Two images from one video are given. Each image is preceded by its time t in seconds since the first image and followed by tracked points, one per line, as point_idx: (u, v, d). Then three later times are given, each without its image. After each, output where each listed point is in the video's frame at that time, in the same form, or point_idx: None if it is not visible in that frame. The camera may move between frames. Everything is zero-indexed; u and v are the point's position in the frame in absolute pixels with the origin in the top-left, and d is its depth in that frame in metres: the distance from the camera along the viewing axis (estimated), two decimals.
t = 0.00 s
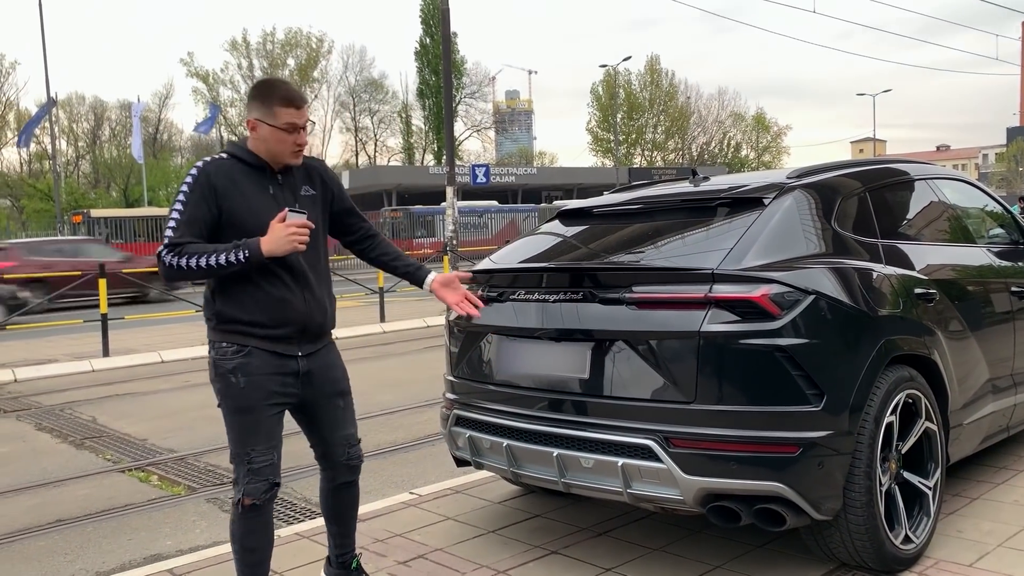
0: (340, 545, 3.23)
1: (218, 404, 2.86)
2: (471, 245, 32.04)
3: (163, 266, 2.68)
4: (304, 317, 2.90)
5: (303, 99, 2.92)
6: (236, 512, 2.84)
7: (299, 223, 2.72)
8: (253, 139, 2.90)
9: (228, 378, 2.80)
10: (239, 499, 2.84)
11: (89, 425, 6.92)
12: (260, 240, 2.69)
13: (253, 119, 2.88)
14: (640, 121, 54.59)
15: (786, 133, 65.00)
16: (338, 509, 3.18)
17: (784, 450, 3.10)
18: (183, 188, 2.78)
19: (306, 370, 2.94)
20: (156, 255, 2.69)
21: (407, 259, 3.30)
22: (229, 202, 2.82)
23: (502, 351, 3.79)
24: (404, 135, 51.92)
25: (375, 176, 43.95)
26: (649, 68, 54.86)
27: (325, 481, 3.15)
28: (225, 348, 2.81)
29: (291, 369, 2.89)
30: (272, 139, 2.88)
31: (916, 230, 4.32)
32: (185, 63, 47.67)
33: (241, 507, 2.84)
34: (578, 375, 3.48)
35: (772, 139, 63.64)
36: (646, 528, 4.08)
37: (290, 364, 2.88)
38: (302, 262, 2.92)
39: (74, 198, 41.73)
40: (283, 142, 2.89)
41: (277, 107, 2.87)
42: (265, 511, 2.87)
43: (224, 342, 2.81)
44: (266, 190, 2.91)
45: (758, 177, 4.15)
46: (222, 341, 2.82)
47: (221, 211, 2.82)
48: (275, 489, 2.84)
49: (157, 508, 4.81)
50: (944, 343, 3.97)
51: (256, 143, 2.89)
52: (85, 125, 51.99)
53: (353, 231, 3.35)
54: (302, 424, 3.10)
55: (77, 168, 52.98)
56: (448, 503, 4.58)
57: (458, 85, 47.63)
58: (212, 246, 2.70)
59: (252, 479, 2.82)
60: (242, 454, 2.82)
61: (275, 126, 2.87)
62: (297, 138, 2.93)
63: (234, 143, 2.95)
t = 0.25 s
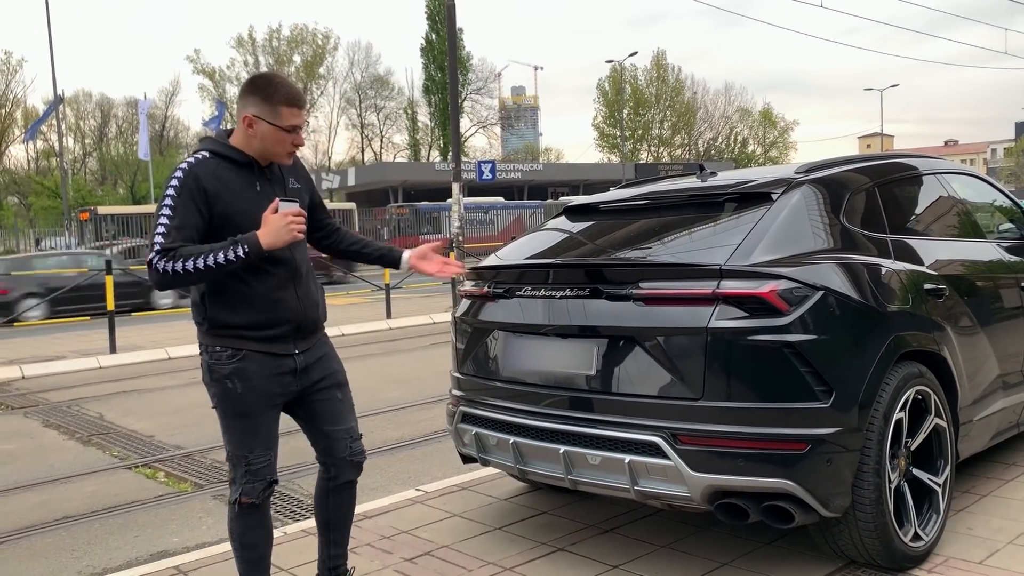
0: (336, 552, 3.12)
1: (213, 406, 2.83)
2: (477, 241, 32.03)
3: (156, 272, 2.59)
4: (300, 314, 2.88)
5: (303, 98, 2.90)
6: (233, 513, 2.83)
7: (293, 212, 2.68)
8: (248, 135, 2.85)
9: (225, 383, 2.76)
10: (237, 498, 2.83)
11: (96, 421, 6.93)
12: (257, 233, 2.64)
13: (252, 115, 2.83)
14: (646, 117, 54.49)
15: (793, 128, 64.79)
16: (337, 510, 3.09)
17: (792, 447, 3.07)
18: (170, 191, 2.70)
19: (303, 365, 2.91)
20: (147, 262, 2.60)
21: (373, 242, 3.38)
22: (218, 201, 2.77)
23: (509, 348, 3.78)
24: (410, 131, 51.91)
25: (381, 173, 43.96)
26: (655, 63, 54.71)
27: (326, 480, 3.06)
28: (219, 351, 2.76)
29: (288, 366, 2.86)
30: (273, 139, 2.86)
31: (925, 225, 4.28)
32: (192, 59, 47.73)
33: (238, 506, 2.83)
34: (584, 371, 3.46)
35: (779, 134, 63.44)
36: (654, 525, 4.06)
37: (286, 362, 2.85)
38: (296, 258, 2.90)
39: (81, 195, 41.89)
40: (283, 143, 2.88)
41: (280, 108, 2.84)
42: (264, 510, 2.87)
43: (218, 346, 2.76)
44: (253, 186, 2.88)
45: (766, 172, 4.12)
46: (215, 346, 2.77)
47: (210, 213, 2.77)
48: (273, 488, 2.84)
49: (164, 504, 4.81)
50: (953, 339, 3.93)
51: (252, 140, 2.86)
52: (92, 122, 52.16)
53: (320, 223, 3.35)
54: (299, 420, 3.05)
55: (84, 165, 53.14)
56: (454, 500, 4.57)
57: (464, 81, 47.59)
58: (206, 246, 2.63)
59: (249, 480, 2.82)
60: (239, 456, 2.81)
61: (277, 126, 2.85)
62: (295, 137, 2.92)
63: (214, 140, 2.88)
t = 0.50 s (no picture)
0: (327, 560, 3.05)
1: (212, 408, 2.80)
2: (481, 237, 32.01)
3: (162, 281, 2.58)
4: (300, 313, 2.87)
5: (300, 90, 2.87)
6: (233, 514, 2.82)
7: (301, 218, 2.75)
8: (245, 129, 2.81)
9: (227, 385, 2.74)
10: (238, 499, 2.82)
11: (100, 418, 6.93)
12: (265, 239, 2.68)
13: (250, 108, 2.79)
14: (650, 113, 54.38)
15: (798, 125, 64.59)
16: (327, 516, 3.03)
17: (798, 445, 3.05)
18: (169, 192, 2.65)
19: (303, 365, 2.90)
20: (152, 271, 2.58)
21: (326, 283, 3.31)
22: (220, 201, 2.73)
23: (512, 345, 3.76)
24: (414, 127, 51.87)
25: (385, 169, 43.95)
26: (659, 59, 54.57)
27: (315, 485, 3.02)
28: (220, 353, 2.73)
29: (290, 367, 2.84)
30: (271, 132, 2.82)
31: (931, 221, 4.25)
32: (196, 56, 47.76)
33: (240, 507, 2.81)
34: (588, 369, 3.44)
35: (784, 130, 63.26)
36: (658, 523, 4.04)
37: (288, 362, 2.84)
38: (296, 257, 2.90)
39: (86, 192, 41.99)
40: (282, 135, 2.84)
41: (278, 99, 2.80)
42: (265, 510, 2.85)
43: (219, 348, 2.73)
44: (252, 184, 2.84)
45: (771, 168, 4.09)
46: (217, 349, 2.74)
47: (210, 214, 2.73)
48: (274, 488, 2.83)
49: (167, 501, 4.81)
50: (960, 336, 3.90)
51: (249, 134, 2.81)
52: (97, 119, 52.31)
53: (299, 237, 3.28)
54: (290, 422, 3.02)
55: (89, 162, 53.22)
56: (458, 497, 4.56)
57: (468, 77, 47.53)
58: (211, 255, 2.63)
59: (251, 480, 2.81)
60: (241, 457, 2.79)
61: (275, 118, 2.81)
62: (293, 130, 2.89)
63: (209, 135, 2.82)
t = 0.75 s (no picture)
0: (329, 561, 3.03)
1: (210, 412, 2.77)
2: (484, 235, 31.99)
3: (156, 267, 2.54)
4: (296, 310, 2.83)
5: (288, 79, 2.84)
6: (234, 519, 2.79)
7: (295, 206, 2.74)
8: (234, 117, 2.79)
9: (225, 387, 2.70)
10: (238, 503, 2.79)
11: (101, 415, 6.92)
12: (261, 227, 2.66)
13: (237, 97, 2.77)
14: (654, 110, 54.29)
15: (802, 122, 64.43)
16: (330, 518, 3.01)
17: (801, 445, 3.02)
18: (163, 180, 2.62)
19: (302, 365, 2.87)
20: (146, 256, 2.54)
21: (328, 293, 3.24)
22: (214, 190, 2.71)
23: (513, 343, 3.73)
24: (417, 124, 51.83)
25: (388, 166, 43.92)
26: (663, 56, 54.47)
27: (318, 486, 2.99)
28: (217, 355, 2.70)
29: (288, 367, 2.81)
30: (258, 119, 2.79)
31: (936, 219, 4.22)
32: (199, 53, 47.75)
33: (241, 512, 2.79)
34: (590, 367, 3.41)
35: (788, 127, 63.10)
36: (660, 522, 4.01)
37: (286, 362, 2.80)
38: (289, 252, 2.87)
39: (89, 188, 42.03)
40: (270, 124, 2.81)
41: (265, 86, 2.77)
42: (266, 514, 2.83)
43: (215, 349, 2.70)
44: (245, 176, 2.82)
45: (775, 165, 4.06)
46: (212, 348, 2.70)
47: (203, 202, 2.70)
48: (276, 491, 2.81)
49: (167, 499, 4.79)
50: (965, 335, 3.87)
51: (237, 123, 2.79)
52: (100, 116, 52.37)
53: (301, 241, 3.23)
54: (291, 424, 2.99)
55: (92, 158, 53.25)
56: (459, 496, 4.53)
57: (471, 74, 47.48)
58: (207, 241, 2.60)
59: (251, 484, 2.78)
60: (241, 461, 2.76)
61: (262, 105, 2.78)
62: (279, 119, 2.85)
63: (200, 128, 2.81)
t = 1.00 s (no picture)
0: (329, 568, 3.00)
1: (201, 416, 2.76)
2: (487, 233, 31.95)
3: (145, 246, 2.50)
4: (286, 309, 2.77)
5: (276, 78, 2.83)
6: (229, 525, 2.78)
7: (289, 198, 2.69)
8: (223, 116, 2.84)
9: (211, 390, 2.68)
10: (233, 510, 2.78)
11: (102, 413, 6.90)
12: (253, 215, 2.62)
13: (226, 96, 2.82)
14: (657, 108, 54.20)
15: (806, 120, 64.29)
16: (334, 527, 2.97)
17: (804, 445, 2.99)
18: (158, 169, 2.62)
19: (293, 368, 2.81)
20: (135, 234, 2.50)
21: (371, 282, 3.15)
22: (208, 182, 2.69)
23: (515, 342, 3.70)
24: (420, 122, 51.81)
25: (391, 164, 43.89)
26: (666, 54, 54.37)
27: (322, 495, 2.94)
28: (201, 356, 2.67)
29: (277, 370, 2.76)
30: (238, 116, 2.80)
31: (941, 217, 4.18)
32: (202, 51, 47.73)
33: (236, 519, 2.77)
34: (592, 367, 3.38)
35: (791, 126, 62.96)
36: (662, 523, 3.98)
37: (275, 365, 2.76)
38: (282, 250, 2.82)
39: (92, 186, 42.05)
40: (250, 121, 2.80)
41: (247, 83, 2.79)
42: (263, 522, 2.81)
43: (200, 350, 2.68)
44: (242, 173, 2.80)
45: (779, 163, 4.02)
46: (197, 345, 2.68)
47: (197, 190, 2.69)
48: (270, 498, 2.78)
49: (167, 498, 4.77)
50: (971, 334, 3.83)
51: (224, 121, 2.83)
52: (104, 113, 52.42)
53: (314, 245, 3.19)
54: (292, 430, 2.96)
55: (95, 156, 53.28)
56: (460, 496, 4.51)
57: (474, 72, 47.42)
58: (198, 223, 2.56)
59: (244, 491, 2.76)
60: (231, 468, 2.74)
61: (243, 102, 2.79)
62: (270, 120, 2.84)
63: (200, 128, 2.83)
